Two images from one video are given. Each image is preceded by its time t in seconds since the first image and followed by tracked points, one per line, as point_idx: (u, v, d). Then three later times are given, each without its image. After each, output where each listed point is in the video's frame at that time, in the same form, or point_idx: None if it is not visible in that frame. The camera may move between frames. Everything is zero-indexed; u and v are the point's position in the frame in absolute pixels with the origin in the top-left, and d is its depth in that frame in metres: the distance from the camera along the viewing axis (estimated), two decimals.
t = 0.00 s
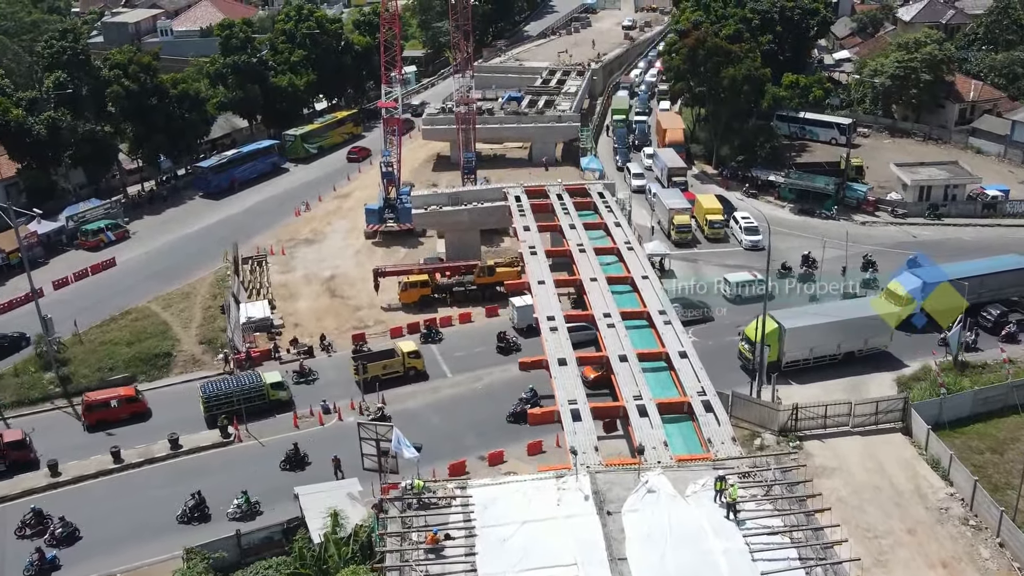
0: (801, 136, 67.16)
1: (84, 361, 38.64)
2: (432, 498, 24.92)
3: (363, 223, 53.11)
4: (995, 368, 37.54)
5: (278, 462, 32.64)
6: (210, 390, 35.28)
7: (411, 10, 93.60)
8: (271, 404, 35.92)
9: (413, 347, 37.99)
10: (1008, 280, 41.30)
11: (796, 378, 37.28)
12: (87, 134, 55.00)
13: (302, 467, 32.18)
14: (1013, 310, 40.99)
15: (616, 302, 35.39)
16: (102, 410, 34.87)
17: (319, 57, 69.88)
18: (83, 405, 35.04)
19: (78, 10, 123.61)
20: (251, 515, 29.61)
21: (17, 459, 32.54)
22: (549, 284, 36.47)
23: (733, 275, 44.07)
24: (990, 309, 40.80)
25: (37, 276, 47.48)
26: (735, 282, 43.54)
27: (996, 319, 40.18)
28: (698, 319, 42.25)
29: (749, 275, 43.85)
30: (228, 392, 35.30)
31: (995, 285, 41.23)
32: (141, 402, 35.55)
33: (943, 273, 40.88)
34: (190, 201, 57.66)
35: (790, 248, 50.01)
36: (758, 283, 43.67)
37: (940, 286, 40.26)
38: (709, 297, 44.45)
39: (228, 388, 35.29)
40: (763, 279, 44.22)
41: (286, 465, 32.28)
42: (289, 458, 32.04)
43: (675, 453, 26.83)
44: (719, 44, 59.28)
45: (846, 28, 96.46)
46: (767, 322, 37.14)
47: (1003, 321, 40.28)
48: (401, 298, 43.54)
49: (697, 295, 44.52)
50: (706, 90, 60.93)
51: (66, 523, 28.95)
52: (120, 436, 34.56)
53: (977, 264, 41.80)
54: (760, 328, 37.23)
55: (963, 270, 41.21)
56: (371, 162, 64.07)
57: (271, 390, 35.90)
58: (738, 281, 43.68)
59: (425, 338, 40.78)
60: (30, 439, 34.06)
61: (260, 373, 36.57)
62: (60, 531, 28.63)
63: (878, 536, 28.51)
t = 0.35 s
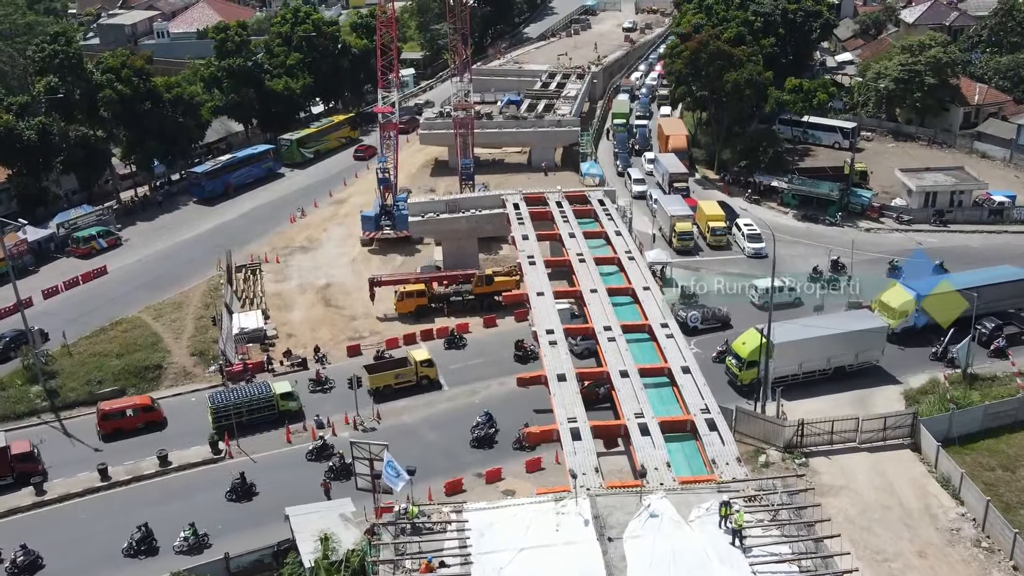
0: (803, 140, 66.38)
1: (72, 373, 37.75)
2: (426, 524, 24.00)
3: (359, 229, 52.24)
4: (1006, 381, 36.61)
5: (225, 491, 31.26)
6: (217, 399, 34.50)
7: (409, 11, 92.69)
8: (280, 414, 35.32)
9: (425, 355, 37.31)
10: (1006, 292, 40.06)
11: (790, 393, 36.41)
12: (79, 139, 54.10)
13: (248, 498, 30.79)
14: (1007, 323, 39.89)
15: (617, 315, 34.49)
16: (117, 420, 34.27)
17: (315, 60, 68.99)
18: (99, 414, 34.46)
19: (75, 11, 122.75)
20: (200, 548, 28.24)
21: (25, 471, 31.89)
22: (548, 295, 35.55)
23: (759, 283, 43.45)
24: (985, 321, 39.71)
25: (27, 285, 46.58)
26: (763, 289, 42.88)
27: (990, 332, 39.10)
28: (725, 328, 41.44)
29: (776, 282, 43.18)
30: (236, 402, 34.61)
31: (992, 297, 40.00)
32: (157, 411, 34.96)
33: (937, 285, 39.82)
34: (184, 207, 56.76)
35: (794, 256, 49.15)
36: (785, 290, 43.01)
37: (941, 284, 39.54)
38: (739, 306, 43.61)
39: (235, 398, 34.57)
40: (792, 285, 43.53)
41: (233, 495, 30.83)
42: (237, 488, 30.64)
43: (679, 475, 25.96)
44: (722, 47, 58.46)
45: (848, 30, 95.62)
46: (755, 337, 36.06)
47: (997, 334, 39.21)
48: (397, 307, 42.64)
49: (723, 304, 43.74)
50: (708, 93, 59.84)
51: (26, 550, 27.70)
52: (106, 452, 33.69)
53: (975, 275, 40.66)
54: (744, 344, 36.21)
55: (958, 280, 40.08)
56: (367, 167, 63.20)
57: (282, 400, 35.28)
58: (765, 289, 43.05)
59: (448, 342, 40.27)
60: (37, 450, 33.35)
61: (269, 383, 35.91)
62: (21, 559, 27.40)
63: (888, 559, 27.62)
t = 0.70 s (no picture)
0: (806, 145, 65.64)
1: (59, 387, 36.86)
2: (417, 552, 23.05)
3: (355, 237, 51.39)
4: (1015, 396, 35.73)
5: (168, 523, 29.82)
6: (225, 411, 33.85)
7: (407, 13, 91.86)
8: (290, 425, 34.64)
9: (439, 365, 36.70)
10: (1000, 305, 39.08)
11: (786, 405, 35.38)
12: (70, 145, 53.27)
13: (190, 531, 29.31)
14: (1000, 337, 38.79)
15: (617, 328, 33.60)
16: (132, 429, 33.74)
17: (312, 64, 68.09)
18: (114, 424, 33.91)
19: (72, 13, 122.07)
20: None
21: (31, 485, 31.32)
22: (546, 308, 34.66)
23: (790, 289, 42.62)
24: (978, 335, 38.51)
25: (15, 295, 45.71)
26: (793, 295, 42.12)
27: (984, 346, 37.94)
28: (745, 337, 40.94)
29: (807, 288, 42.31)
30: (245, 413, 33.89)
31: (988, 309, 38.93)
32: (172, 420, 34.39)
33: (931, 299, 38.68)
34: (177, 213, 55.87)
35: (798, 264, 48.35)
36: (815, 298, 42.19)
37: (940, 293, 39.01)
38: (762, 312, 43.28)
39: (245, 408, 33.92)
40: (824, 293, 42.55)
41: (174, 529, 29.43)
42: (178, 521, 29.24)
43: (682, 499, 25.06)
44: (724, 51, 57.62)
45: (851, 32, 94.80)
46: (743, 351, 34.81)
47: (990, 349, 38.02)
48: (393, 318, 41.78)
49: (744, 312, 43.28)
50: (709, 97, 59.10)
51: None
52: (93, 469, 32.74)
53: (972, 287, 39.59)
54: (731, 360, 34.79)
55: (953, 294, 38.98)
56: (364, 172, 62.35)
57: (291, 412, 34.53)
58: (796, 295, 42.21)
59: (473, 348, 39.80)
60: (44, 463, 32.73)
61: (279, 394, 35.26)
62: None
63: None
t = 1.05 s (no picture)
0: (808, 149, 64.81)
1: (45, 402, 36.00)
2: None
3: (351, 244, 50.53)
4: None
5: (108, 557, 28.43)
6: (235, 422, 33.16)
7: (405, 15, 91.08)
8: (301, 438, 33.94)
9: (453, 374, 36.07)
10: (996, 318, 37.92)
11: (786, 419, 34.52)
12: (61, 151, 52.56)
13: (130, 567, 27.89)
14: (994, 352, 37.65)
15: (618, 343, 32.71)
16: (148, 440, 33.19)
17: (307, 68, 67.19)
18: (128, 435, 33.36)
19: (67, 14, 121.37)
20: None
21: (37, 499, 30.78)
22: (545, 321, 33.77)
23: (822, 296, 42.51)
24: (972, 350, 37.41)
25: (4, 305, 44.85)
26: (824, 302, 41.97)
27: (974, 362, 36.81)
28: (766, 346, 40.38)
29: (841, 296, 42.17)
30: (255, 424, 33.25)
31: (983, 322, 37.79)
32: (189, 430, 33.90)
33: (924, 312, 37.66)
34: (170, 220, 54.99)
35: (802, 273, 47.50)
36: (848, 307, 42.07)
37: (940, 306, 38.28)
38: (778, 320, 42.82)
39: (255, 420, 33.24)
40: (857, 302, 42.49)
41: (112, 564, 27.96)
42: (118, 557, 27.78)
43: (685, 524, 24.12)
44: (726, 55, 56.75)
45: (853, 34, 93.98)
46: (730, 369, 33.97)
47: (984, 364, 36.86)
48: (389, 329, 40.89)
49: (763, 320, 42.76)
50: (711, 102, 58.16)
51: None
52: (78, 488, 31.88)
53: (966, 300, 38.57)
54: (719, 378, 33.89)
55: (948, 307, 37.93)
56: (361, 177, 61.48)
57: (300, 423, 33.89)
58: (827, 302, 42.07)
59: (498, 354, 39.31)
60: (50, 476, 32.05)
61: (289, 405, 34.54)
62: None
63: None
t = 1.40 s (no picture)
0: (811, 154, 63.93)
1: (31, 417, 35.09)
2: None
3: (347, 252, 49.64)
4: None
5: None
6: (245, 435, 32.48)
7: (403, 17, 90.27)
8: (312, 450, 33.34)
9: (469, 385, 35.28)
10: (993, 332, 36.97)
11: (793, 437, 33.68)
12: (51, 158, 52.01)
13: None
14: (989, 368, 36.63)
15: (619, 358, 31.82)
16: (165, 451, 32.62)
17: (303, 71, 66.32)
18: (145, 445, 32.82)
19: (64, 16, 120.61)
20: None
21: (45, 514, 30.03)
22: (544, 335, 32.86)
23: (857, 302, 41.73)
24: (965, 367, 36.40)
25: None
26: (859, 310, 41.20)
27: (968, 379, 35.82)
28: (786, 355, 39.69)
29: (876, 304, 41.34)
30: (263, 437, 32.55)
31: (979, 336, 36.87)
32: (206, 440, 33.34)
33: (919, 327, 36.60)
34: (163, 227, 54.09)
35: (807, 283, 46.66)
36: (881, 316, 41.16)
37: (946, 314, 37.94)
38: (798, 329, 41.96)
39: (265, 433, 32.58)
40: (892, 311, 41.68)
41: None
42: None
43: (690, 552, 23.18)
44: (729, 59, 55.89)
45: (855, 36, 93.18)
46: (719, 387, 33.03)
47: (978, 381, 35.86)
48: (385, 341, 40.00)
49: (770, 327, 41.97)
50: (714, 106, 57.31)
51: None
52: (71, 506, 31.12)
53: (962, 314, 37.55)
54: (708, 395, 32.97)
55: (942, 322, 36.89)
56: (358, 183, 60.60)
57: (311, 436, 33.24)
58: (863, 309, 41.26)
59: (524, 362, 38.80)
60: (58, 490, 31.42)
61: (299, 417, 33.90)
62: None
63: None
